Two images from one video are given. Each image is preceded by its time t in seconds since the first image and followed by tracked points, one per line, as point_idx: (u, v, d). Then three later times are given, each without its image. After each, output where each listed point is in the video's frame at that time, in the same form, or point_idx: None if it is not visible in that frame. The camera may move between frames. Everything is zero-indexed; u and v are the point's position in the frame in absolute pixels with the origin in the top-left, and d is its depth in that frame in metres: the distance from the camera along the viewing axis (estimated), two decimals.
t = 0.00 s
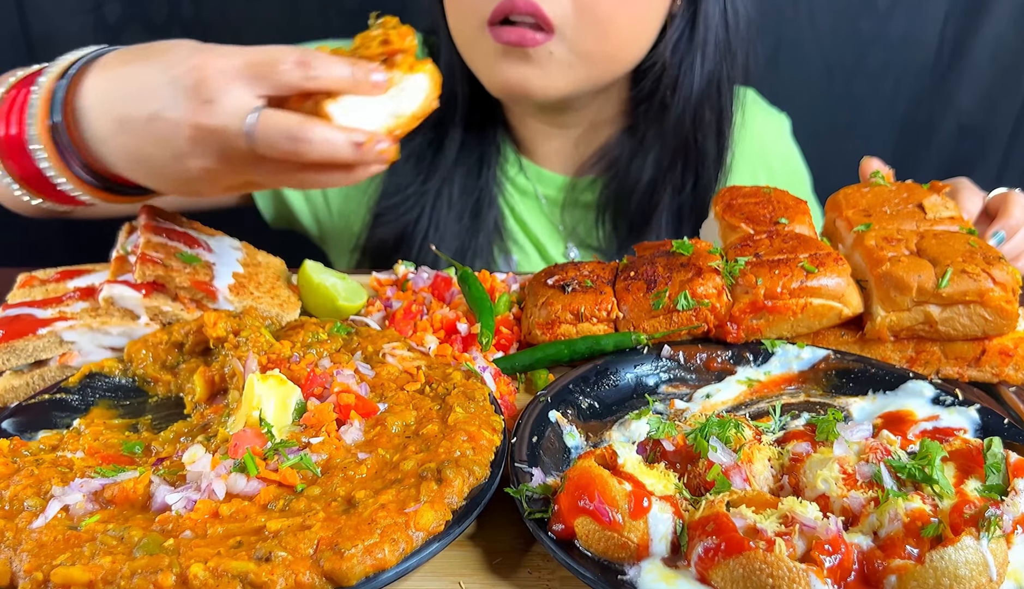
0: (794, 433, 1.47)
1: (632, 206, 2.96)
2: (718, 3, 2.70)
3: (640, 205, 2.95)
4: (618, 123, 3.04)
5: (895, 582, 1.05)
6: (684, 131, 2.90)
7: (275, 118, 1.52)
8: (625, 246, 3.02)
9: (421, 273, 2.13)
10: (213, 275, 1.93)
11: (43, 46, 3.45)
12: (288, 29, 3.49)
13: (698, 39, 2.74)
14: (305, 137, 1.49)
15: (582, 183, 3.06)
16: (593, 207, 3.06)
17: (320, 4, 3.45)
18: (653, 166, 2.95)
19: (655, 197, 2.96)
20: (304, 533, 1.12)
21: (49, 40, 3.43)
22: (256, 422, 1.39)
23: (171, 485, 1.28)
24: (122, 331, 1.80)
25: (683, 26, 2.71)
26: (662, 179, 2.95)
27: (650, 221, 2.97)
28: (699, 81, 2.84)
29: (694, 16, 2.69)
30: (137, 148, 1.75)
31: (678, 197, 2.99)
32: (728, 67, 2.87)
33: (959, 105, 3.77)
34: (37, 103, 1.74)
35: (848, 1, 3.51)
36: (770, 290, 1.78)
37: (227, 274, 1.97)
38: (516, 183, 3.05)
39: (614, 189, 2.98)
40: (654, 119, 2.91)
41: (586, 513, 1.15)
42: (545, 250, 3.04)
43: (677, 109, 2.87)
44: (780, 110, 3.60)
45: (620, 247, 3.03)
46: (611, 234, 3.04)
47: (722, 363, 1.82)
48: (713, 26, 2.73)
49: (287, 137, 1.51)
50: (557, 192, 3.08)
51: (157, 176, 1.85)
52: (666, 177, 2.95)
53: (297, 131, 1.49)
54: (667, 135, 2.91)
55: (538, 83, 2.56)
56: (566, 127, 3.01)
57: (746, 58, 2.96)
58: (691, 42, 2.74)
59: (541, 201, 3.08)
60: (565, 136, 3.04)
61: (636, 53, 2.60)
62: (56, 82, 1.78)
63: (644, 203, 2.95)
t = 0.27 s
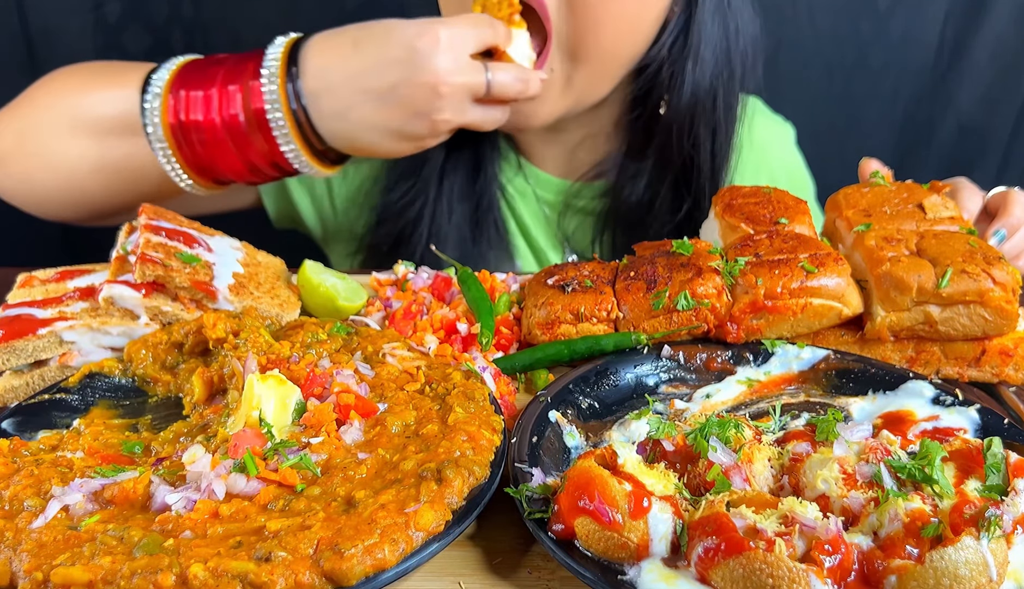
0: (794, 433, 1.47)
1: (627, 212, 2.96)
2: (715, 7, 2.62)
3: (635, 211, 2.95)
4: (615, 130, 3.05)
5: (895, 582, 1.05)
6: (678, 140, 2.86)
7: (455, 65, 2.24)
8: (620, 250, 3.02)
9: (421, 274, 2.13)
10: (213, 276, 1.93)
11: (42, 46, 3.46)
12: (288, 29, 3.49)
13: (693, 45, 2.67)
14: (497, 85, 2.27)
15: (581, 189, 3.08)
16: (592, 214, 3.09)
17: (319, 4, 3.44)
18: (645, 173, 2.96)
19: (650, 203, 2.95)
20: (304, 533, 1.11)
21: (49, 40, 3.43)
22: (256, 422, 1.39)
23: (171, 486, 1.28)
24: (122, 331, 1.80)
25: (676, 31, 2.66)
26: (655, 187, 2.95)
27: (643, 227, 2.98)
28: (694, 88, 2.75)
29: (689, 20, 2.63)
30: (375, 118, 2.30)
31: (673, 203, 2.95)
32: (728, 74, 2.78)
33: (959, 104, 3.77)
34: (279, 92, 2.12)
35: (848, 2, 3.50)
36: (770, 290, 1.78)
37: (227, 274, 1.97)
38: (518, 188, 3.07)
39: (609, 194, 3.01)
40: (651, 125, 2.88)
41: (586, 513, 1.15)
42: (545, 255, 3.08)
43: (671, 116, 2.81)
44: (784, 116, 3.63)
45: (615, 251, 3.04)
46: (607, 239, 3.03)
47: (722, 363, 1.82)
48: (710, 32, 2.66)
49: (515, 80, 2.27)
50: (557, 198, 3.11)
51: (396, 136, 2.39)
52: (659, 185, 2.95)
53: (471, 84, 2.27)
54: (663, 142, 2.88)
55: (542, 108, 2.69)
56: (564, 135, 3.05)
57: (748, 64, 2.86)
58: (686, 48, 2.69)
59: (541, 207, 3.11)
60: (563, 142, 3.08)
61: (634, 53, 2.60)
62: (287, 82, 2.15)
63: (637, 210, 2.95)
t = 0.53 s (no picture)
0: (794, 433, 1.47)
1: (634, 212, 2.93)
2: (723, 9, 2.68)
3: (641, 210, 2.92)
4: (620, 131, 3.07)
5: (895, 582, 1.05)
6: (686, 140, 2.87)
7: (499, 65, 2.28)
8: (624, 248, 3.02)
9: (421, 274, 2.13)
10: (213, 276, 1.93)
11: (43, 46, 3.46)
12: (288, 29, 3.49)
13: (702, 45, 2.71)
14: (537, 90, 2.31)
15: (583, 187, 3.07)
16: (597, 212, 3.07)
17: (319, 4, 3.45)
18: (652, 171, 2.94)
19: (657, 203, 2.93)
20: (304, 533, 1.11)
21: (49, 40, 3.44)
22: (255, 422, 1.38)
23: (172, 486, 1.28)
24: (121, 331, 1.80)
25: (687, 33, 2.68)
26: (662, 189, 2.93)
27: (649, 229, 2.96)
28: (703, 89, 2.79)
29: (699, 22, 2.67)
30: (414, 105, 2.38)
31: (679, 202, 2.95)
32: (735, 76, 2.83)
33: (959, 104, 3.77)
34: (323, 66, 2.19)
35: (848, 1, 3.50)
36: (770, 290, 1.78)
37: (228, 274, 1.97)
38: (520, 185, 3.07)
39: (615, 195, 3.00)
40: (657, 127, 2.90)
41: (586, 513, 1.15)
42: (548, 252, 3.06)
43: (678, 117, 2.84)
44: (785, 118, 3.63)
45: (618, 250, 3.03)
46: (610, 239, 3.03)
47: (722, 363, 1.82)
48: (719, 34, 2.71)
49: (553, 85, 2.31)
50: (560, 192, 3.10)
51: (431, 125, 2.46)
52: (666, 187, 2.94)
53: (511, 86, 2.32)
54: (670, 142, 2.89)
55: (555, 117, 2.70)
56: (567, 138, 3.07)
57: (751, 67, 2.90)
58: (696, 49, 2.71)
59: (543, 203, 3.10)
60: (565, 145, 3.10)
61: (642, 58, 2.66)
62: (334, 61, 2.24)
63: (645, 211, 2.92)
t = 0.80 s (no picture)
0: (794, 433, 1.47)
1: (639, 215, 2.95)
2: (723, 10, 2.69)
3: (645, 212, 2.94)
4: (620, 131, 3.05)
5: (895, 582, 1.05)
6: (688, 140, 2.86)
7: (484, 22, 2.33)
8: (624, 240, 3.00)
9: (421, 274, 2.13)
10: (213, 275, 1.93)
11: (42, 47, 3.47)
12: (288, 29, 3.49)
13: (704, 46, 2.72)
14: (520, 44, 2.34)
15: (579, 185, 3.09)
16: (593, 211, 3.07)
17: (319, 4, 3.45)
18: (654, 173, 2.94)
19: (659, 205, 2.93)
20: (304, 533, 1.11)
21: (49, 40, 3.45)
22: (255, 422, 1.38)
23: (171, 485, 1.28)
24: (121, 331, 1.80)
25: (690, 35, 2.69)
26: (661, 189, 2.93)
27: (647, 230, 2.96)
28: (704, 89, 2.79)
29: (700, 22, 2.67)
30: (399, 65, 2.37)
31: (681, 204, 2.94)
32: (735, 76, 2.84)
33: (959, 104, 3.77)
34: (314, 44, 2.23)
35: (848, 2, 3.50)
36: (770, 290, 1.78)
37: (228, 274, 1.97)
38: (515, 185, 3.09)
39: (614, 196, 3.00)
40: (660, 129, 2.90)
41: (586, 513, 1.15)
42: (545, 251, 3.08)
43: (682, 119, 2.84)
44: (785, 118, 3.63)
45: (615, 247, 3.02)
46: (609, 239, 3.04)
47: (722, 363, 1.82)
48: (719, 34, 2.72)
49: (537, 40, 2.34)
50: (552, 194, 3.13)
51: (418, 87, 2.43)
52: (666, 187, 2.93)
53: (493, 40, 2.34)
54: (673, 145, 2.89)
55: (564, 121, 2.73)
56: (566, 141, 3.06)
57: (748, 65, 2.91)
58: (698, 50, 2.73)
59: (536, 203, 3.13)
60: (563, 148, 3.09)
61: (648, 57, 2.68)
62: (325, 40, 2.26)
63: (643, 212, 2.94)
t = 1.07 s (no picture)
0: (794, 433, 1.47)
1: (637, 209, 2.96)
2: None
3: (642, 206, 2.95)
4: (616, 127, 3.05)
5: (895, 582, 1.05)
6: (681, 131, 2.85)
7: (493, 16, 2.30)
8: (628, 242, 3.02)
9: (421, 274, 2.13)
10: (213, 275, 1.93)
11: (42, 46, 3.48)
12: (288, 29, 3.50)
13: (688, 35, 2.72)
14: (529, 37, 2.30)
15: (585, 189, 3.05)
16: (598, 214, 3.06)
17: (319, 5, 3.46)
18: (648, 164, 2.95)
19: (656, 198, 2.94)
20: (304, 533, 1.11)
21: (48, 39, 3.45)
22: (255, 422, 1.38)
23: (171, 486, 1.28)
24: (121, 331, 1.80)
25: (673, 22, 2.69)
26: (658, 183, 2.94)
27: (649, 226, 2.97)
28: (691, 78, 2.78)
29: (683, 12, 2.67)
30: (408, 59, 2.35)
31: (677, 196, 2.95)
32: (726, 64, 2.83)
33: (959, 104, 3.77)
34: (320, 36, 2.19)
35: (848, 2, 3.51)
36: (770, 290, 1.78)
37: (228, 274, 1.97)
38: (519, 189, 3.06)
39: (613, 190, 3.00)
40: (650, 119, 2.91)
41: (586, 513, 1.15)
42: (550, 257, 3.05)
43: (668, 107, 2.84)
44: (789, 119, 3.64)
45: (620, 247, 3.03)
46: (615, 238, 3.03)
47: (722, 363, 1.82)
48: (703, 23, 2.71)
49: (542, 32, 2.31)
50: (559, 198, 3.09)
51: (429, 81, 2.41)
52: (663, 179, 2.94)
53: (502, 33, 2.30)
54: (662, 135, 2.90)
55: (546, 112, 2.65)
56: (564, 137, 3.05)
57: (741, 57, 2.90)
58: (682, 38, 2.73)
59: (543, 208, 3.09)
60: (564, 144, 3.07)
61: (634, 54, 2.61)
62: (330, 37, 2.22)
63: (642, 206, 2.96)
